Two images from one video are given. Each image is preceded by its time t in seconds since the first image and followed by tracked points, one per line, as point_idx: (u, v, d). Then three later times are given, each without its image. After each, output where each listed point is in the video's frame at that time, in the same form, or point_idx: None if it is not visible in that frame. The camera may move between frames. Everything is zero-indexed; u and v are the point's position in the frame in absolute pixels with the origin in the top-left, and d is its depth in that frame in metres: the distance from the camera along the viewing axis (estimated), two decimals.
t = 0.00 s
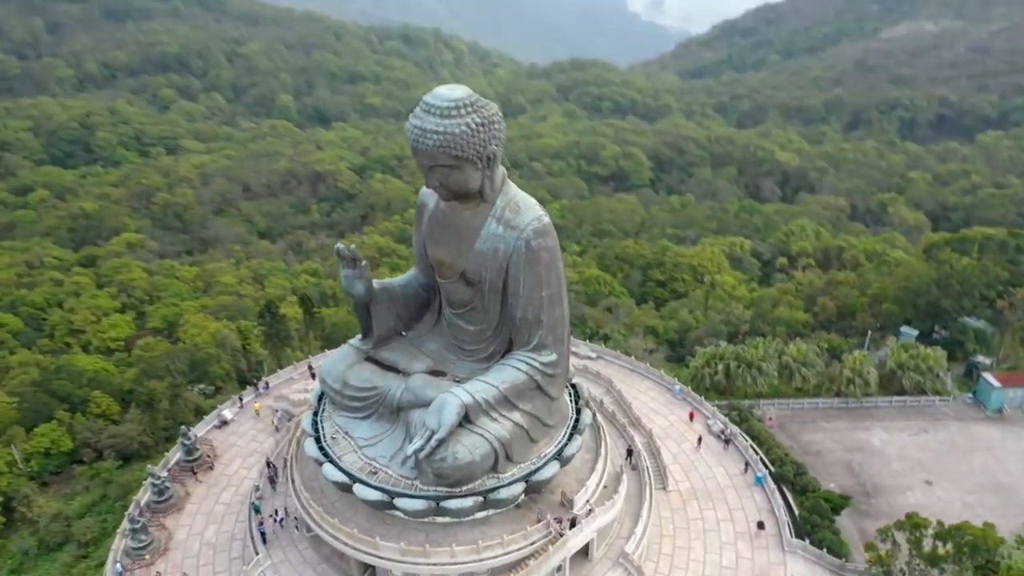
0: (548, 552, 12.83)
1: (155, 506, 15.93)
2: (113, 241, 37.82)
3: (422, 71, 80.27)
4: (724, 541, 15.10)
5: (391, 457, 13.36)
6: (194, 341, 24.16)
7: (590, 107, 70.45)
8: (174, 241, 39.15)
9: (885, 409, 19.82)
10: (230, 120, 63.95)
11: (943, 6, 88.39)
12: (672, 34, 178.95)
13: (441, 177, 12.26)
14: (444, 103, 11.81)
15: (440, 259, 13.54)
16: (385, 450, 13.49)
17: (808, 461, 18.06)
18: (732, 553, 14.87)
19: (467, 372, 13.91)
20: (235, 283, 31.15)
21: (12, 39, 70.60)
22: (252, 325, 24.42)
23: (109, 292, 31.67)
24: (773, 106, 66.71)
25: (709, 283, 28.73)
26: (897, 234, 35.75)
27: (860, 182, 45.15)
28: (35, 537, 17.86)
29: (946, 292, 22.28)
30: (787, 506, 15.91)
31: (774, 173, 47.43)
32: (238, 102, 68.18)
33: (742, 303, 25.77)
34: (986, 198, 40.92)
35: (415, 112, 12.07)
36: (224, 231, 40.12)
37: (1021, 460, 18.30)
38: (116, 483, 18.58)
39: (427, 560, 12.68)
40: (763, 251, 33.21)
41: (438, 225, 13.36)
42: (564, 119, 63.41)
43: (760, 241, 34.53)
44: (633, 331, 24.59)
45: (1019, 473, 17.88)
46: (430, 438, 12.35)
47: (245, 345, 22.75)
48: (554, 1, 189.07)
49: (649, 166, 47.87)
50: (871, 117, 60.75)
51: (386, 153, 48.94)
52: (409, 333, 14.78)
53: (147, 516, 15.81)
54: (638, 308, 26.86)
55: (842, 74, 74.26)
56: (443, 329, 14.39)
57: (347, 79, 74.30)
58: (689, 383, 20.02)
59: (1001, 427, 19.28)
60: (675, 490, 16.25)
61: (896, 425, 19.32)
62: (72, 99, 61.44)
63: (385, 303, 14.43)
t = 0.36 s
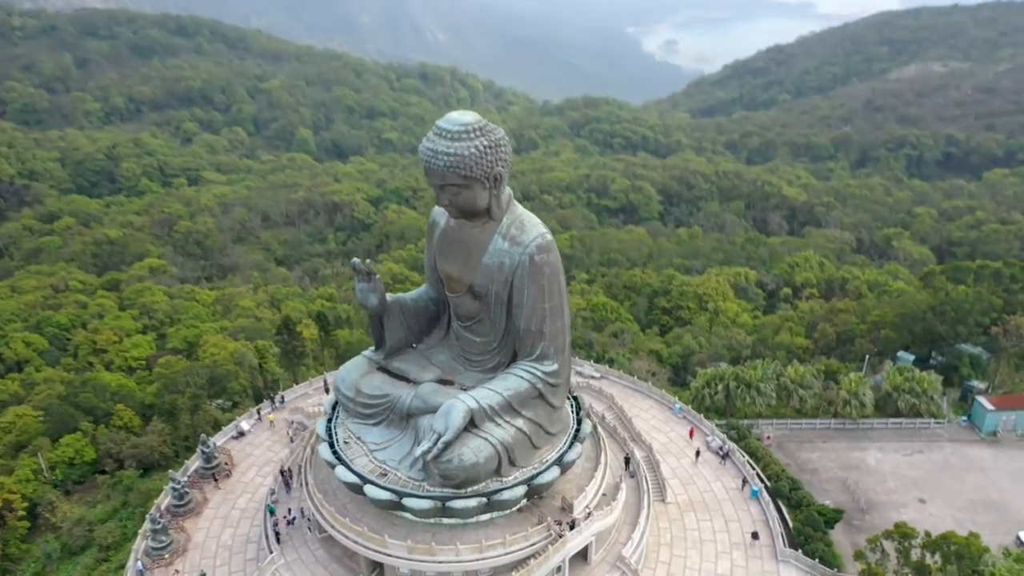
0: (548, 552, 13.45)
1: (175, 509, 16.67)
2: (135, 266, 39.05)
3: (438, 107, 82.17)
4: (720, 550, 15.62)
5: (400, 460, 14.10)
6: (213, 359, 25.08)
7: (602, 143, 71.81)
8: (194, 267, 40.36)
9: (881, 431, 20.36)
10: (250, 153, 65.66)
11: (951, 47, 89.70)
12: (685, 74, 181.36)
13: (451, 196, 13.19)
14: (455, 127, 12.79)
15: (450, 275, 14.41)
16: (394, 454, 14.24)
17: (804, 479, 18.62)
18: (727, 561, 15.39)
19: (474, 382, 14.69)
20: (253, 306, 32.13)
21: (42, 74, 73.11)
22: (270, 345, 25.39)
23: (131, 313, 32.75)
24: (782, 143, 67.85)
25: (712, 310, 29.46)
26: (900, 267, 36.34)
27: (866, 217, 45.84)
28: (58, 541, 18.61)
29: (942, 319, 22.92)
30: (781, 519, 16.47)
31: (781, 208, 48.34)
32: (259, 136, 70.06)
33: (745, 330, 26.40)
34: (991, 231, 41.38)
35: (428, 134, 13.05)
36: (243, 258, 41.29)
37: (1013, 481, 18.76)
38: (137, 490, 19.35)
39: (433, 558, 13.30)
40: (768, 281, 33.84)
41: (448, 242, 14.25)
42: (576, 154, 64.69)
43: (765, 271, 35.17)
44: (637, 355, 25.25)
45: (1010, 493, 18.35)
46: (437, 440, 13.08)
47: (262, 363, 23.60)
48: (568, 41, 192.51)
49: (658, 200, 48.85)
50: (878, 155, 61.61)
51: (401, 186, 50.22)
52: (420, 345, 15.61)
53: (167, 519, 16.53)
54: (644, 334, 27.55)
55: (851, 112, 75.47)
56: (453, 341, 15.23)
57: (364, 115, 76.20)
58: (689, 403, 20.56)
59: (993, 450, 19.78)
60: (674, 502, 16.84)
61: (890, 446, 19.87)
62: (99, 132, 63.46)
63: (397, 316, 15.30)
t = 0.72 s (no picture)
0: (548, 551, 14.08)
1: (190, 512, 17.33)
2: (150, 287, 40.03)
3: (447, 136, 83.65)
4: (715, 555, 16.18)
5: (407, 462, 14.79)
6: (226, 375, 25.87)
7: (607, 172, 72.93)
8: (207, 289, 41.31)
9: (875, 446, 20.94)
10: (262, 180, 66.98)
11: (953, 79, 90.95)
12: (691, 106, 183.52)
13: (459, 212, 14.06)
14: (462, 147, 13.67)
15: (456, 287, 15.23)
16: (402, 457, 14.93)
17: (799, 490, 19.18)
18: (722, 566, 15.94)
19: (478, 388, 15.42)
20: (265, 326, 32.94)
21: (61, 103, 75.00)
22: (282, 361, 26.20)
23: (147, 332, 33.65)
24: (785, 173, 68.84)
25: (713, 332, 30.11)
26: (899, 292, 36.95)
27: (867, 244, 46.55)
28: (76, 546, 19.28)
29: (935, 339, 23.59)
30: (775, 527, 17.03)
31: (783, 236, 49.15)
32: (271, 163, 71.48)
33: (744, 350, 27.04)
34: (990, 258, 42.01)
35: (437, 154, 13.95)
36: (255, 281, 42.23)
37: (1003, 494, 19.27)
38: (153, 497, 20.03)
39: (439, 555, 13.93)
40: (768, 304, 34.50)
41: (455, 256, 15.08)
42: (582, 182, 65.78)
43: (766, 295, 35.84)
44: (638, 372, 25.90)
45: (1000, 506, 18.85)
46: (443, 442, 13.79)
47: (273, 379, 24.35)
48: (576, 74, 195.11)
49: (662, 227, 49.72)
50: (880, 185, 62.48)
51: (410, 212, 51.28)
52: (427, 356, 16.38)
53: (183, 522, 17.16)
54: (645, 353, 28.22)
55: (854, 143, 76.54)
56: (459, 351, 15.99)
57: (374, 143, 77.66)
58: (688, 417, 21.17)
59: (984, 465, 20.31)
60: (672, 510, 17.41)
61: (883, 460, 20.44)
62: (115, 159, 64.99)
63: (406, 326, 16.10)
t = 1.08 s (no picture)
0: (548, 547, 14.80)
1: (205, 515, 18.03)
2: (161, 307, 40.97)
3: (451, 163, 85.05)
4: (709, 557, 16.84)
5: (414, 464, 15.57)
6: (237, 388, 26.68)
7: (608, 198, 74.11)
8: (216, 310, 42.23)
9: (865, 456, 21.66)
10: (269, 205, 68.19)
11: (949, 108, 92.43)
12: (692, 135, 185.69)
13: (465, 226, 15.00)
14: (469, 166, 14.64)
15: (461, 298, 16.12)
16: (409, 459, 15.72)
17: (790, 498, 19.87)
18: (715, 566, 16.59)
19: (481, 394, 16.24)
20: (274, 345, 33.79)
21: (74, 130, 76.62)
22: (291, 376, 27.05)
23: (158, 350, 34.50)
24: (783, 200, 69.96)
25: (710, 351, 30.90)
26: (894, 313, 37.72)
27: (863, 268, 47.42)
28: (93, 550, 19.89)
29: (923, 356, 24.38)
30: (766, 531, 17.70)
31: (780, 259, 50.09)
32: (278, 189, 72.79)
33: (740, 367, 27.82)
34: (984, 281, 42.82)
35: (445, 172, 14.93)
36: (262, 302, 43.16)
37: (988, 502, 19.94)
38: (167, 504, 20.79)
39: (444, 551, 14.65)
40: (765, 325, 35.29)
41: (461, 268, 15.99)
42: (584, 208, 66.92)
43: (762, 316, 36.65)
44: (636, 388, 26.66)
45: (985, 513, 19.51)
46: (449, 442, 14.58)
47: (283, 393, 25.14)
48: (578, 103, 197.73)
49: (661, 251, 50.68)
50: (877, 211, 63.52)
51: (415, 236, 52.35)
52: (433, 364, 17.23)
53: (199, 524, 17.87)
54: (644, 370, 29.00)
55: (851, 171, 77.74)
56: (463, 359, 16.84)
57: (380, 170, 79.03)
58: (684, 428, 21.94)
59: (970, 475, 21.01)
60: (668, 515, 18.11)
61: (873, 470, 21.16)
62: (126, 184, 66.33)
63: (413, 336, 16.98)
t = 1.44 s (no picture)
0: (547, 542, 15.56)
1: (217, 517, 18.74)
2: (167, 325, 41.78)
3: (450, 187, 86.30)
4: (701, 555, 17.58)
5: (419, 464, 16.37)
6: (245, 400, 27.46)
7: (606, 221, 75.23)
8: (220, 328, 43.05)
9: (852, 464, 22.47)
10: (271, 227, 69.21)
11: (940, 133, 94.04)
12: (688, 160, 187.72)
13: (470, 238, 15.94)
14: (473, 182, 15.62)
15: (465, 307, 16.99)
16: (415, 459, 16.53)
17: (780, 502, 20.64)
18: (707, 564, 17.33)
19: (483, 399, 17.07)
20: (278, 361, 34.57)
21: (79, 154, 77.85)
22: (297, 389, 27.82)
23: (165, 366, 35.27)
24: (777, 223, 71.12)
25: (704, 365, 31.75)
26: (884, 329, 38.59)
27: (855, 288, 48.35)
28: (107, 553, 20.50)
29: (909, 368, 25.28)
30: (756, 532, 18.46)
31: (774, 279, 51.09)
32: (280, 212, 73.87)
33: (733, 381, 28.66)
34: (973, 299, 43.77)
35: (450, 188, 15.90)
36: (266, 321, 43.99)
37: (971, 507, 20.71)
38: (179, 509, 21.49)
39: (448, 546, 15.40)
40: (758, 341, 36.17)
41: (465, 279, 16.89)
42: (581, 230, 68.00)
43: (756, 333, 37.53)
44: (632, 400, 27.48)
45: (967, 516, 20.30)
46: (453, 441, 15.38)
47: (289, 405, 25.95)
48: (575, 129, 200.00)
49: (657, 271, 51.67)
50: (869, 234, 64.70)
51: (415, 257, 53.34)
52: (438, 372, 18.07)
53: (211, 525, 18.54)
54: (640, 383, 29.82)
55: (844, 194, 79.03)
56: (466, 366, 17.68)
57: (380, 194, 80.22)
58: (677, 436, 22.75)
59: (953, 482, 21.80)
60: (662, 517, 18.87)
61: (860, 476, 21.96)
62: (131, 206, 67.36)
63: (419, 344, 17.85)
